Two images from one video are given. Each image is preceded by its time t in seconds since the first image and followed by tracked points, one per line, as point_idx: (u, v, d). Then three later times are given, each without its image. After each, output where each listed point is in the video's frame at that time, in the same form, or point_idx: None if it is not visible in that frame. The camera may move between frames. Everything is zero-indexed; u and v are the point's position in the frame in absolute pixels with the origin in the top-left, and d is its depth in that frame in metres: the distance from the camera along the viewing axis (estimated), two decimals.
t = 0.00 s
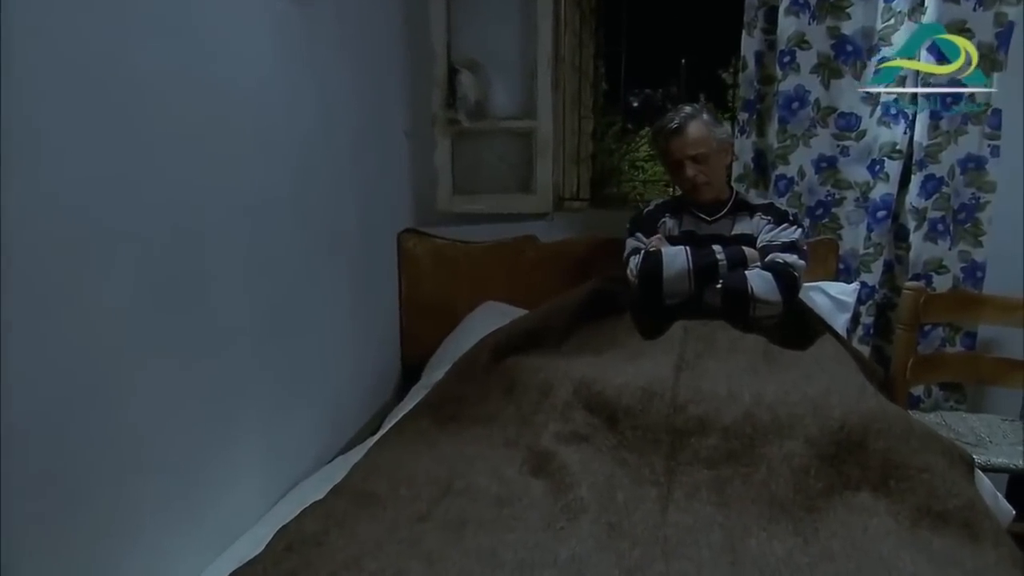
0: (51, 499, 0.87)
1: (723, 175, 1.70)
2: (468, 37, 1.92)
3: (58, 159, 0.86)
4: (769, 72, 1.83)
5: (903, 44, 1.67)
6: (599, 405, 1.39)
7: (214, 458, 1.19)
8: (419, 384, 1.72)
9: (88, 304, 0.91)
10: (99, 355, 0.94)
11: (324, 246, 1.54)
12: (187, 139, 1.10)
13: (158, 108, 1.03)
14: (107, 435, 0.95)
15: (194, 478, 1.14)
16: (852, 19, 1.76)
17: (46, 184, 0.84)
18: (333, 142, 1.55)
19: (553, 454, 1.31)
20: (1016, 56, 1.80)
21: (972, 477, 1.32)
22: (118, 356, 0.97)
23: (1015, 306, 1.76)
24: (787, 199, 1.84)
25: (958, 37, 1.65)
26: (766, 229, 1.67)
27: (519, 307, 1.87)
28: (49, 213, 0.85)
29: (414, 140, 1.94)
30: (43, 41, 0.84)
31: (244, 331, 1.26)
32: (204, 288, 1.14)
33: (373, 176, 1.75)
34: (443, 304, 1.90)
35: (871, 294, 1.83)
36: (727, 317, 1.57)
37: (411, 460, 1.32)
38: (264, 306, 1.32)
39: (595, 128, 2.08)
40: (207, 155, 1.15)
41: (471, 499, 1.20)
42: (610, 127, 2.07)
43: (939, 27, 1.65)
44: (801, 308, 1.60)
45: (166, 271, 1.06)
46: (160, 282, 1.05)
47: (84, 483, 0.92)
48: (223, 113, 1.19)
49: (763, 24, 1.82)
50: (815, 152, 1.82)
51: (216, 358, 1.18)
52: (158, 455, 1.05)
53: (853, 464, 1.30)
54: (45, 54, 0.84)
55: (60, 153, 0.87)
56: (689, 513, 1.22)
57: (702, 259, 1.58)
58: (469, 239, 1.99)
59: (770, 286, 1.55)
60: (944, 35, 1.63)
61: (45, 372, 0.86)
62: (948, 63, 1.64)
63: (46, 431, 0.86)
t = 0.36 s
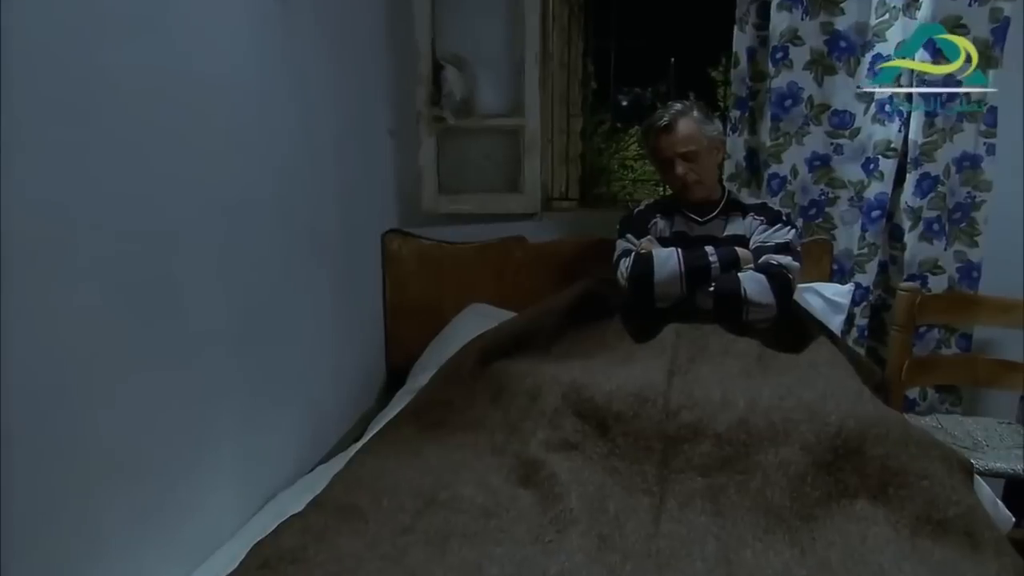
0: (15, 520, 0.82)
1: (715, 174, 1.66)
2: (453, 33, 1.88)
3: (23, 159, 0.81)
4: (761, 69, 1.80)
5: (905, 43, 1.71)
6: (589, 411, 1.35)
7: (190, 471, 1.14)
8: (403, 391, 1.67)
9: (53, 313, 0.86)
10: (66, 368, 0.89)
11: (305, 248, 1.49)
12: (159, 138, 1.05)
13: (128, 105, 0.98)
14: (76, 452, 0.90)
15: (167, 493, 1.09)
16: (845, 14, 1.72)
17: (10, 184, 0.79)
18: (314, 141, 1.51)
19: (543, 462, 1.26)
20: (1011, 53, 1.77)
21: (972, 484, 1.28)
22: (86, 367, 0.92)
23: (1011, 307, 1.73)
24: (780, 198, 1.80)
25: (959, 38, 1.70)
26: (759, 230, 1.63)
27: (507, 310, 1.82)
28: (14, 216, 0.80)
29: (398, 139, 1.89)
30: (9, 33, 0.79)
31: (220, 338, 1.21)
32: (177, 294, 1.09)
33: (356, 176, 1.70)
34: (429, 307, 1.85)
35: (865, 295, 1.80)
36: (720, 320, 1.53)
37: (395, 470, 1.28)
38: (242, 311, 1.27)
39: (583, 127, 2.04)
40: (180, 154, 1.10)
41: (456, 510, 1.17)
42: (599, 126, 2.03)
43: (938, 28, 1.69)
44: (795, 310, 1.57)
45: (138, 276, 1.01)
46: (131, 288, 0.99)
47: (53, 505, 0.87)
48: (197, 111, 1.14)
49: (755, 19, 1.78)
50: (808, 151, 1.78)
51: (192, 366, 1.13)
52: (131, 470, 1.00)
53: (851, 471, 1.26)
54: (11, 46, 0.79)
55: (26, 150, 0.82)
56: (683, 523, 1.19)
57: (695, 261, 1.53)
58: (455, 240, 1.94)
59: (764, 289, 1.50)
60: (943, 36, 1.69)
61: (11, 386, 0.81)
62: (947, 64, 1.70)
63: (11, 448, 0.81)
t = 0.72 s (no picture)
0: None
1: (707, 173, 1.62)
2: (438, 29, 1.82)
3: None
4: (754, 66, 1.76)
5: (905, 44, 1.67)
6: (579, 420, 1.31)
7: (162, 486, 1.08)
8: (386, 398, 1.61)
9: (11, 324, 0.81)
10: (24, 385, 0.83)
11: (283, 252, 1.44)
12: (126, 138, 0.99)
13: (91, 105, 0.92)
14: (37, 473, 0.85)
15: (137, 511, 1.03)
16: (840, 10, 1.68)
17: None
18: (292, 140, 1.46)
19: (532, 474, 1.23)
20: (1010, 52, 1.75)
21: (974, 493, 1.24)
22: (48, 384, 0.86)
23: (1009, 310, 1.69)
24: (773, 199, 1.76)
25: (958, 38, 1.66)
26: (753, 233, 1.59)
27: (494, 314, 1.77)
28: None
29: (381, 138, 1.84)
30: None
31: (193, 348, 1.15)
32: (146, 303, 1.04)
33: (337, 177, 1.65)
34: (414, 310, 1.79)
35: (861, 298, 1.76)
36: (713, 326, 1.49)
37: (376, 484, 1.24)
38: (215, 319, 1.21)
39: (572, 127, 1.99)
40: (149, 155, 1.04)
41: (441, 526, 1.13)
42: (589, 125, 1.98)
43: (938, 28, 1.65)
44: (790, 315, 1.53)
45: (104, 283, 0.95)
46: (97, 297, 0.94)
47: (12, 530, 0.82)
48: (167, 109, 1.08)
49: (747, 15, 1.74)
50: (802, 150, 1.74)
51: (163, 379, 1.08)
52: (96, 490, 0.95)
53: (850, 481, 1.23)
54: None
55: None
56: (676, 538, 1.16)
57: (686, 266, 1.49)
58: (440, 242, 1.89)
59: (758, 294, 1.46)
60: (943, 36, 1.65)
61: None
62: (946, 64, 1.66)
63: None
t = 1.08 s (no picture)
0: None
1: (702, 172, 1.58)
2: (424, 27, 1.77)
3: None
4: (750, 65, 1.72)
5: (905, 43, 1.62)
6: (571, 431, 1.27)
7: (129, 506, 1.03)
8: (371, 408, 1.56)
9: None
10: None
11: (262, 257, 1.38)
12: (83, 141, 0.93)
13: (44, 106, 0.87)
14: None
15: (104, 533, 0.98)
16: (838, 7, 1.64)
17: None
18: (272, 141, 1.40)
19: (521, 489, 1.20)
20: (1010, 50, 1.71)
21: (980, 505, 1.20)
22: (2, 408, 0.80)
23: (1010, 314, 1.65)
24: (770, 200, 1.72)
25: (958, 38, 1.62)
26: (749, 237, 1.54)
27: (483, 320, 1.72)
28: None
29: (367, 138, 1.79)
30: None
31: (163, 359, 1.10)
32: (111, 313, 0.98)
33: (321, 180, 1.60)
34: (400, 315, 1.74)
35: (860, 302, 1.72)
36: (708, 333, 1.43)
37: (360, 501, 1.20)
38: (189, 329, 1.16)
39: (564, 127, 1.95)
40: (112, 158, 0.98)
41: (427, 544, 1.10)
42: (581, 126, 1.93)
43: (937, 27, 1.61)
44: (788, 321, 1.48)
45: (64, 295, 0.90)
46: (54, 311, 0.88)
47: None
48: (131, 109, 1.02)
49: (743, 12, 1.69)
50: (799, 151, 1.70)
51: (129, 393, 1.02)
52: (58, 513, 0.90)
53: (852, 494, 1.19)
54: None
55: None
56: (672, 554, 1.13)
57: (681, 271, 1.44)
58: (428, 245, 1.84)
59: (755, 301, 1.41)
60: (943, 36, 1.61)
61: None
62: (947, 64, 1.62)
63: None
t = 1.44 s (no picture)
0: None
1: (704, 172, 1.54)
2: (418, 27, 1.72)
3: None
4: (753, 66, 1.67)
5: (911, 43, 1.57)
6: (569, 446, 1.22)
7: (105, 528, 0.97)
8: (362, 420, 1.51)
9: None
10: None
11: (249, 264, 1.33)
12: (59, 143, 0.88)
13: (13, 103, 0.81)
14: None
15: (78, 558, 0.93)
16: (843, 6, 1.59)
17: None
18: (260, 143, 1.35)
19: (518, 507, 1.15)
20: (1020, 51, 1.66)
21: (996, 524, 1.15)
22: None
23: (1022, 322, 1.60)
24: (773, 205, 1.67)
25: (960, 38, 1.52)
26: (753, 244, 1.49)
27: (478, 328, 1.67)
28: None
29: (359, 140, 1.74)
30: None
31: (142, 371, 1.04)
32: (85, 325, 0.93)
33: (312, 184, 1.55)
34: (394, 323, 1.69)
35: (867, 311, 1.67)
36: (711, 344, 1.38)
37: (349, 519, 1.15)
38: (170, 339, 1.10)
39: (562, 130, 1.89)
40: (87, 160, 0.93)
41: (420, 567, 1.06)
42: (579, 128, 1.88)
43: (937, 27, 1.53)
44: (794, 331, 1.43)
45: (35, 307, 0.85)
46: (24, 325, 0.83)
47: None
48: (109, 108, 0.97)
49: (746, 11, 1.64)
50: (804, 154, 1.65)
51: (105, 409, 0.97)
52: (29, 540, 0.85)
53: (862, 512, 1.14)
54: None
55: None
56: None
57: (682, 282, 1.39)
58: (423, 251, 1.79)
59: (759, 311, 1.36)
60: (943, 35, 1.52)
61: None
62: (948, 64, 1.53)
63: None
